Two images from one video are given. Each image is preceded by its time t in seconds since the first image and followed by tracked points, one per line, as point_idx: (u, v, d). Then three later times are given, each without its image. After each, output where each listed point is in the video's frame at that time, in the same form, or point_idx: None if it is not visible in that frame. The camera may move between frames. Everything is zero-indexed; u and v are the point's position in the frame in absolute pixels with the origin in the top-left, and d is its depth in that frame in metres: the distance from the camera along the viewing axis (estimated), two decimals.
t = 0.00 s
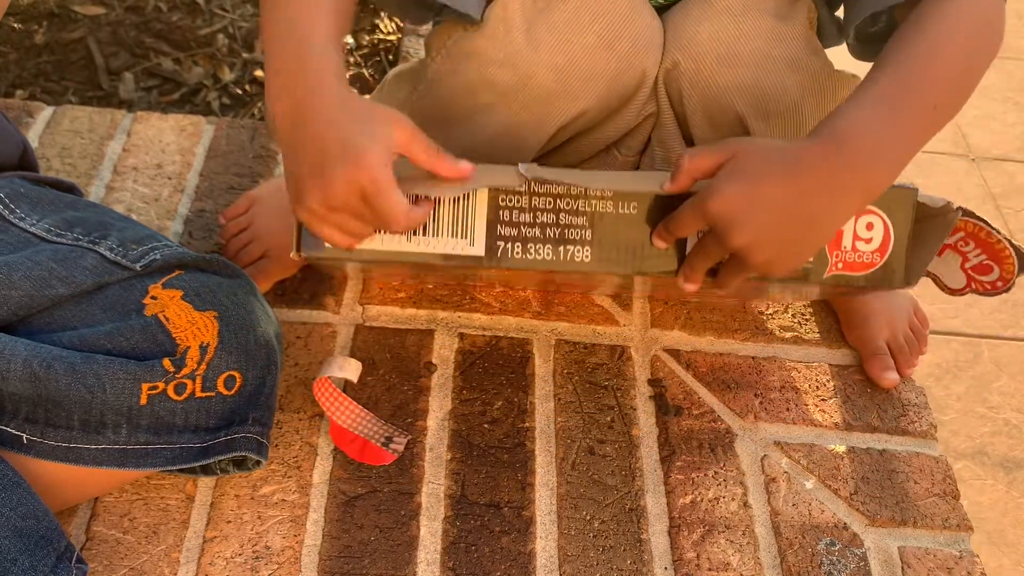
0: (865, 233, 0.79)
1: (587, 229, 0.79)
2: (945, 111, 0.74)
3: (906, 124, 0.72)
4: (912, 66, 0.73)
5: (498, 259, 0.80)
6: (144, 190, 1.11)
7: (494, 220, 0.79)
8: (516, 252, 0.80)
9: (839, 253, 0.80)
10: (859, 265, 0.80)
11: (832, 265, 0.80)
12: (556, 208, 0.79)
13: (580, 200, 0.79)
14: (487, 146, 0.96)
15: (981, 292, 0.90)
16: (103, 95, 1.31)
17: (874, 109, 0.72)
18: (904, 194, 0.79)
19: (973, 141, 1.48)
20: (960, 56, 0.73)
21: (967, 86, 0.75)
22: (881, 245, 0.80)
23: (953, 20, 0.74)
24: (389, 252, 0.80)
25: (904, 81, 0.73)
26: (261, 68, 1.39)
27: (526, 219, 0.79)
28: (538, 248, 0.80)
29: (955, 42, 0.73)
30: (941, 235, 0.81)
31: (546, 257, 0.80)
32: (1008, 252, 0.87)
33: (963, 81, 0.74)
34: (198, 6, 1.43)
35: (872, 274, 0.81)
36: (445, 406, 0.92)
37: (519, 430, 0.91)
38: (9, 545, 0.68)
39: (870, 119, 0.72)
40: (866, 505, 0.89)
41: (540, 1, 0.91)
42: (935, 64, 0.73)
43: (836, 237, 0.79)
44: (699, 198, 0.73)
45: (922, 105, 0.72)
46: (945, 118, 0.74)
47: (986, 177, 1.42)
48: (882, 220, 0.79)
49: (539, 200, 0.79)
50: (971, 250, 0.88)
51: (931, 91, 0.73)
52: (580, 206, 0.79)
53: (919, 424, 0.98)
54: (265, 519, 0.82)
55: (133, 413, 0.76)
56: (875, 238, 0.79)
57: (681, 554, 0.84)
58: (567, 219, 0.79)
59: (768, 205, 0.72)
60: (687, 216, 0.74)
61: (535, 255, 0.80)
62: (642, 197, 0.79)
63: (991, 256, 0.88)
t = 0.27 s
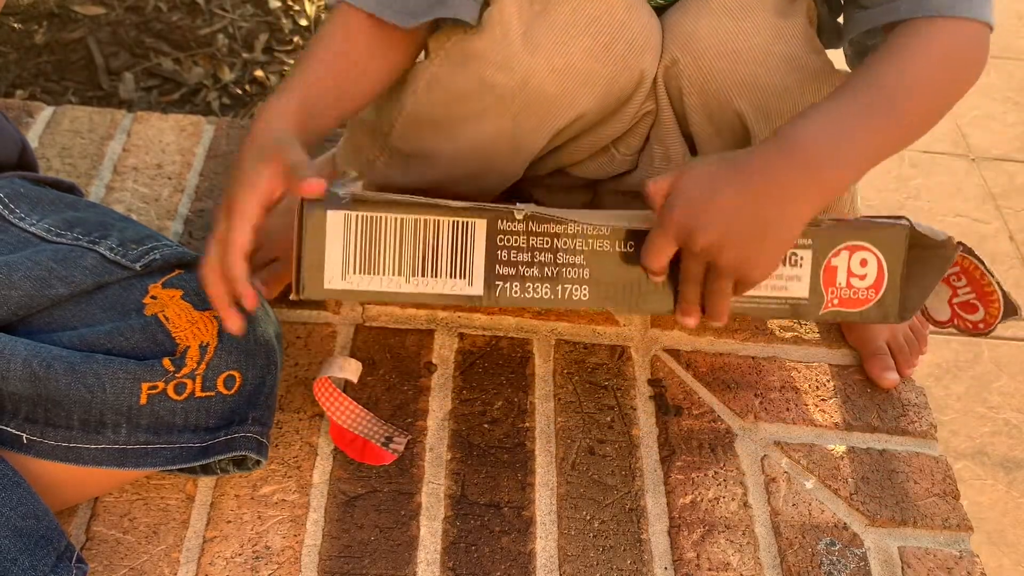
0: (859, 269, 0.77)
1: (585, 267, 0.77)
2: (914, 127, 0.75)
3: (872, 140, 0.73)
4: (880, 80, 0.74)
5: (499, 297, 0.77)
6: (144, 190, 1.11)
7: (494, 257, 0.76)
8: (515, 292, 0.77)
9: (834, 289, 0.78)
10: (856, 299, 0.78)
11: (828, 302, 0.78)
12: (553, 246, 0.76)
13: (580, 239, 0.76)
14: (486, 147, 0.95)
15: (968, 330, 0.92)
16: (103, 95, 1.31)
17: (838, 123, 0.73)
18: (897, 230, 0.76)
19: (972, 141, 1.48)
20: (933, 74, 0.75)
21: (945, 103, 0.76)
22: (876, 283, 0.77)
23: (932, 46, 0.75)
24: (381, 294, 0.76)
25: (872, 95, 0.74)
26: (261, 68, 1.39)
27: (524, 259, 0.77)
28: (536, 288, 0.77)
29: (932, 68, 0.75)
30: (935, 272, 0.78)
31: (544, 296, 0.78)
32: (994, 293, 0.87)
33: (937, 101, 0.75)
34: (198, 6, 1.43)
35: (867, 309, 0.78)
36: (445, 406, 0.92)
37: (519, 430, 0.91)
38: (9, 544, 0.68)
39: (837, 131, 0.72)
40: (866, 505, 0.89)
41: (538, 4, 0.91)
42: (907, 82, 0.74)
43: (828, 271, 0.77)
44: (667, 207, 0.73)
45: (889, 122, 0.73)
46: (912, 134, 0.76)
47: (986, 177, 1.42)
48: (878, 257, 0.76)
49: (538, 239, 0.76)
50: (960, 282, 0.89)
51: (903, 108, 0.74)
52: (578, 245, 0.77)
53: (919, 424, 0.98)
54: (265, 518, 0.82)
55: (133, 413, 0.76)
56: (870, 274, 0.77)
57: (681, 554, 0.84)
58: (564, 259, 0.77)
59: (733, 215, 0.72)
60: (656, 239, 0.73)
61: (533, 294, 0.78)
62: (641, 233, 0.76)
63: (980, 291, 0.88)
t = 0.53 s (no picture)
0: (878, 347, 0.76)
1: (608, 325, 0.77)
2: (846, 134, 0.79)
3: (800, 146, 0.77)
4: (812, 89, 0.79)
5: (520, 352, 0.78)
6: (144, 190, 1.11)
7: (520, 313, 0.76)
8: (536, 347, 0.78)
9: (851, 366, 0.77)
10: (871, 376, 0.78)
11: (844, 377, 0.78)
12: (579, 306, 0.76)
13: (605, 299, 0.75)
14: (489, 153, 0.97)
15: (951, 386, 0.88)
16: (103, 95, 1.31)
17: (768, 128, 0.77)
18: (919, 311, 0.74)
19: (972, 141, 1.48)
20: (864, 83, 0.79)
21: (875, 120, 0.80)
22: (894, 361, 0.77)
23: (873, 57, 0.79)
24: (405, 340, 0.77)
25: (803, 103, 0.78)
26: (261, 68, 1.38)
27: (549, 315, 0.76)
28: (558, 344, 0.77)
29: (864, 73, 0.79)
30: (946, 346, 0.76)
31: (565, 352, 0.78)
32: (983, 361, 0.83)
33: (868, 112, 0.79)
34: (198, 6, 1.43)
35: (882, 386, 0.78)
36: (445, 406, 0.92)
37: (519, 430, 0.91)
38: (9, 544, 0.68)
39: (767, 134, 0.77)
40: (866, 505, 0.89)
41: (538, 17, 0.91)
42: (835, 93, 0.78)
43: (848, 351, 0.76)
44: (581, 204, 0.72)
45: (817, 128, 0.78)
46: (844, 143, 0.79)
47: (986, 177, 1.42)
48: (895, 335, 0.75)
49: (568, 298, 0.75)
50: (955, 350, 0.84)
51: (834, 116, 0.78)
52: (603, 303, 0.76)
53: (919, 424, 0.98)
54: (265, 518, 0.82)
55: (133, 413, 0.76)
56: (888, 353, 0.76)
57: (681, 554, 0.84)
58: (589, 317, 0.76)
59: (660, 203, 0.72)
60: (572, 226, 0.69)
61: (555, 350, 0.78)
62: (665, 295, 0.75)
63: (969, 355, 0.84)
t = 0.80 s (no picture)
0: (850, 408, 0.76)
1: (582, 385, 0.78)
2: (772, 148, 0.80)
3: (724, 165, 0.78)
4: (728, 108, 0.80)
5: (491, 403, 0.79)
6: (144, 190, 1.11)
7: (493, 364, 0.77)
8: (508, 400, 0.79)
9: (822, 425, 0.77)
10: (843, 434, 0.78)
11: (815, 434, 0.78)
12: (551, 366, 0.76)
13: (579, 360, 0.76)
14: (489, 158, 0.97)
15: (943, 446, 0.88)
16: (103, 95, 1.31)
17: (689, 158, 0.78)
18: (892, 375, 0.74)
19: (972, 141, 1.48)
20: (782, 90, 0.81)
21: (801, 121, 0.81)
22: (866, 421, 0.77)
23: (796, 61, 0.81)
24: (381, 389, 0.79)
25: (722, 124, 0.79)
26: (261, 68, 1.38)
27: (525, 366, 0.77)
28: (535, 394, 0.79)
29: (792, 78, 0.81)
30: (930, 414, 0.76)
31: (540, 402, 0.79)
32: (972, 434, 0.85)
33: (792, 116, 0.81)
34: (198, 6, 1.43)
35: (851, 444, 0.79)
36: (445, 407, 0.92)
37: (519, 430, 0.91)
38: (10, 545, 0.68)
39: (689, 162, 0.77)
40: (866, 505, 0.89)
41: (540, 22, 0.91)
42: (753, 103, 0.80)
43: (819, 411, 0.77)
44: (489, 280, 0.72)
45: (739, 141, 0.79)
46: (771, 157, 0.80)
47: (986, 176, 1.42)
48: (870, 398, 0.75)
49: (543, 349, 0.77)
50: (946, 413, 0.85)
51: (757, 127, 0.79)
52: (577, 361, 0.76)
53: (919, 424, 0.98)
54: (265, 519, 0.82)
55: (133, 414, 0.76)
56: (860, 413, 0.76)
57: (681, 554, 0.83)
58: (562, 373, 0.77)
59: (569, 275, 0.72)
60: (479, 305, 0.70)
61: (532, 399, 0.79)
62: (638, 358, 0.75)
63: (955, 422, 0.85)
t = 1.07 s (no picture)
0: (856, 385, 0.78)
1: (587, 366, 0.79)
2: (773, 155, 0.80)
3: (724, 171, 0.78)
4: (734, 110, 0.80)
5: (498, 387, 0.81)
6: (144, 190, 1.11)
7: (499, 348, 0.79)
8: (516, 383, 0.81)
9: (829, 403, 0.79)
10: (849, 412, 0.80)
11: (821, 413, 0.80)
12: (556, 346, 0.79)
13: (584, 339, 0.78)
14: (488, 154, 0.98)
15: (960, 420, 0.89)
16: (103, 95, 1.31)
17: (693, 155, 0.78)
18: (897, 351, 0.76)
19: (972, 141, 1.48)
20: (789, 97, 0.80)
21: (808, 129, 0.81)
22: (872, 399, 0.79)
23: (806, 76, 0.81)
24: (389, 375, 0.80)
25: (726, 126, 0.79)
26: (261, 68, 1.38)
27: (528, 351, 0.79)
28: (540, 380, 0.80)
29: (799, 86, 0.81)
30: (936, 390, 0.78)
31: (546, 387, 0.81)
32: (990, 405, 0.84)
33: (799, 123, 0.80)
34: (198, 6, 1.43)
35: (858, 422, 0.80)
36: (445, 407, 0.92)
37: (519, 430, 0.91)
38: (13, 546, 0.67)
39: (692, 162, 0.78)
40: (866, 505, 0.89)
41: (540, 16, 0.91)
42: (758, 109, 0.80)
43: (825, 388, 0.78)
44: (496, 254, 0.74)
45: (741, 146, 0.79)
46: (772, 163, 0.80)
47: (987, 177, 1.41)
48: (875, 374, 0.77)
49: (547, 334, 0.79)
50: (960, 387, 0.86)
51: (761, 134, 0.79)
52: (581, 343, 0.78)
53: (919, 424, 0.98)
54: (265, 518, 0.82)
55: (134, 414, 0.76)
56: (867, 391, 0.78)
57: (681, 554, 0.83)
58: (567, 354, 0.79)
59: (575, 250, 0.74)
60: (482, 277, 0.73)
61: (537, 386, 0.81)
62: (644, 337, 0.77)
63: (973, 396, 0.85)
